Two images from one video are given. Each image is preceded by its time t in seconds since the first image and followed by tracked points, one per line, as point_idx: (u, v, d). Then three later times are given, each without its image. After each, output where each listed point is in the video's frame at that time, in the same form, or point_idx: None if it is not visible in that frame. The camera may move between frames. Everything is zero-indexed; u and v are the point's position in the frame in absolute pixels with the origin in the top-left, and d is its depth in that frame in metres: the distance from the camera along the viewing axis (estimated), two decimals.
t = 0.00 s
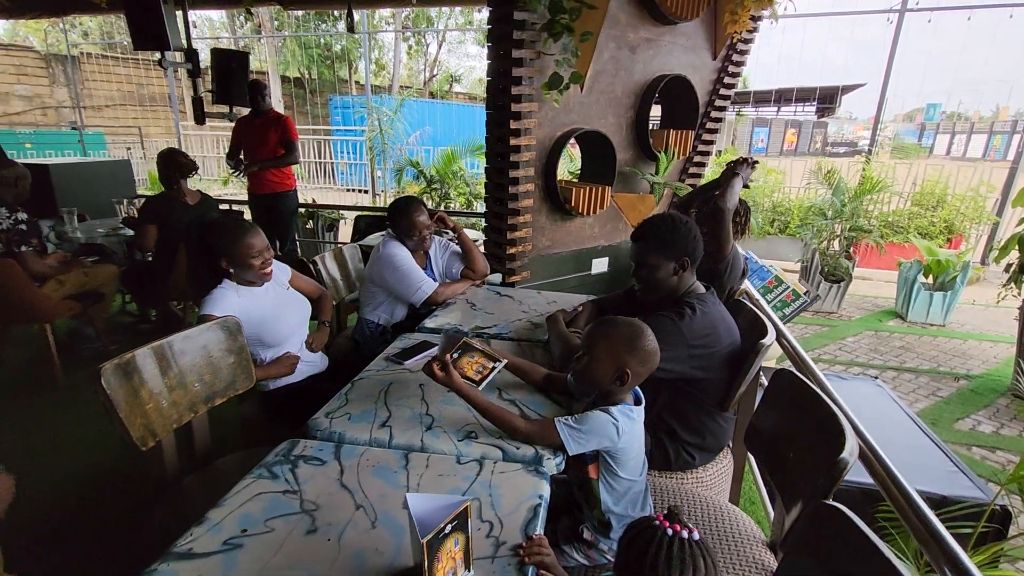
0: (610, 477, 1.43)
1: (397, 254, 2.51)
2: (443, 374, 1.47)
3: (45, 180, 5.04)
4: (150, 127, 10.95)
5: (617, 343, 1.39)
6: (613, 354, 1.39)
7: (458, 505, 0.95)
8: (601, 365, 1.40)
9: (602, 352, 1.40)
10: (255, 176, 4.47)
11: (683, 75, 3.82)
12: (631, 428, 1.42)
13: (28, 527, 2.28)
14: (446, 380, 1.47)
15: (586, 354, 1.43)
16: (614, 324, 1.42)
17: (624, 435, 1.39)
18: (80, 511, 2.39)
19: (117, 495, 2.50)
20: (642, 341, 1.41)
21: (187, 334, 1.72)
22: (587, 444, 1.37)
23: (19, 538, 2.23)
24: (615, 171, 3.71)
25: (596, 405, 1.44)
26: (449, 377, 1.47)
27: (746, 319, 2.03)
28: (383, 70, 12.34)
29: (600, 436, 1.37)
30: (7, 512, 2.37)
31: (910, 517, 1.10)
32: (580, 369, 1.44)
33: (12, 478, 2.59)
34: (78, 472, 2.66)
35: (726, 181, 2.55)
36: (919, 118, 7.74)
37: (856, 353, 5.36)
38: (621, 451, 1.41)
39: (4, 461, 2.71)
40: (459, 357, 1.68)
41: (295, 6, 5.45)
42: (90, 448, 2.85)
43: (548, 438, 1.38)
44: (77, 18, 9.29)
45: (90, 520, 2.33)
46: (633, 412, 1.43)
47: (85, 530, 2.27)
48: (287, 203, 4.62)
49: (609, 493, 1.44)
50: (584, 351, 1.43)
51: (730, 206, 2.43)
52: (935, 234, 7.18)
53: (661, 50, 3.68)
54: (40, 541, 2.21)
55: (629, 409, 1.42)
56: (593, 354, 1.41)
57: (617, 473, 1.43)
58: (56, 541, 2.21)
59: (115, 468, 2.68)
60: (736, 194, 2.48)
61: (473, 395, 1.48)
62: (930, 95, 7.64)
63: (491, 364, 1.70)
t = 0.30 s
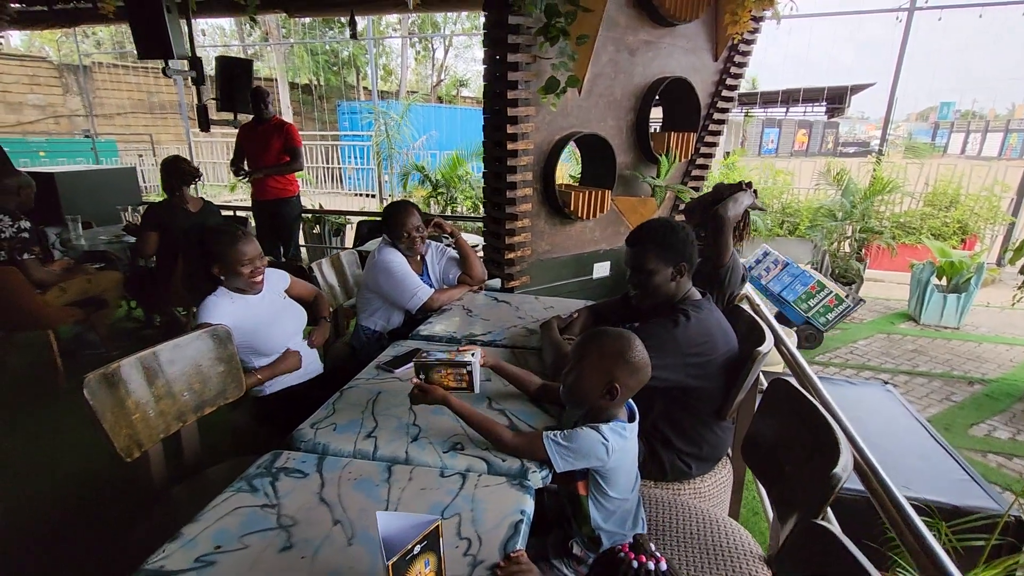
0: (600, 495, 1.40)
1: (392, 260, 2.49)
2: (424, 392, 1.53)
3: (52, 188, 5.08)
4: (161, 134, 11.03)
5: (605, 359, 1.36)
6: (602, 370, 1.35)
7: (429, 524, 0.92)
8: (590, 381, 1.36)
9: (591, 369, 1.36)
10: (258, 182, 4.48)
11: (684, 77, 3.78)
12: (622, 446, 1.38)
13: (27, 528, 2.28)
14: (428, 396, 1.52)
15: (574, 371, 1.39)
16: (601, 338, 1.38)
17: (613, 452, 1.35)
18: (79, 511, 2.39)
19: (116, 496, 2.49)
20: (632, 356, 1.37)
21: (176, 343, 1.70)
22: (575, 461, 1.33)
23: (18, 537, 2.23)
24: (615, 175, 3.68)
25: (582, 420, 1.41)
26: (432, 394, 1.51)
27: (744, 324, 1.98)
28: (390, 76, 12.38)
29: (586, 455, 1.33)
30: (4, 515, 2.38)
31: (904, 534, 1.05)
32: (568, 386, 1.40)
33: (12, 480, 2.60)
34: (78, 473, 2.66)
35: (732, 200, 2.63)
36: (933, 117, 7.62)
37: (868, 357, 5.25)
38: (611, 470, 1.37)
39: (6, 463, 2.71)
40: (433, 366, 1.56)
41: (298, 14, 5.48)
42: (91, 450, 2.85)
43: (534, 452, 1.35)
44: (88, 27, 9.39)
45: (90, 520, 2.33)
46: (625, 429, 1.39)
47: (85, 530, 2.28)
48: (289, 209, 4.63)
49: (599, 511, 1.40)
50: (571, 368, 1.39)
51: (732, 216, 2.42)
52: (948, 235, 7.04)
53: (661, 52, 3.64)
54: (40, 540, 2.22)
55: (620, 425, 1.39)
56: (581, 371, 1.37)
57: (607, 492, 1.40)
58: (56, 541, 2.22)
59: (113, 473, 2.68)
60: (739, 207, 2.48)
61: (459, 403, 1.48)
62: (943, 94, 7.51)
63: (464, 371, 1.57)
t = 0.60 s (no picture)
0: (590, 513, 1.34)
1: (387, 265, 2.45)
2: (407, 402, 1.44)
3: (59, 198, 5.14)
4: (172, 143, 11.14)
5: (599, 373, 1.30)
6: (596, 385, 1.30)
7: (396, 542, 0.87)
8: (582, 399, 1.30)
9: (582, 383, 1.30)
10: (260, 188, 4.48)
11: (685, 77, 3.72)
12: (612, 463, 1.32)
13: (25, 530, 2.29)
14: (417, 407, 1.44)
15: (564, 389, 1.31)
16: (592, 350, 1.32)
17: (603, 470, 1.30)
18: (78, 514, 2.39)
19: (113, 500, 2.49)
20: (621, 366, 1.33)
21: (159, 351, 1.67)
22: (562, 478, 1.28)
23: (16, 540, 2.23)
24: (616, 178, 3.63)
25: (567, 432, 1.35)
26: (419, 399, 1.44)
27: (744, 329, 1.92)
28: (398, 83, 12.43)
29: (574, 473, 1.28)
30: None
31: (905, 551, 0.98)
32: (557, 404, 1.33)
33: (13, 484, 2.61)
34: (72, 482, 2.64)
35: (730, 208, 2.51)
36: (948, 117, 7.55)
37: (881, 361, 5.13)
38: (602, 488, 1.32)
39: (8, 468, 2.72)
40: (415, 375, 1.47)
41: (301, 22, 5.50)
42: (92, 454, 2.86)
43: (520, 465, 1.29)
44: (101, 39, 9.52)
45: (82, 528, 2.31)
46: (615, 444, 1.33)
47: (76, 538, 2.25)
48: (291, 215, 4.62)
49: (590, 529, 1.34)
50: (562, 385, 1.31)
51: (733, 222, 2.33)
52: (963, 236, 6.87)
53: (661, 52, 3.59)
54: (30, 549, 2.19)
55: (612, 440, 1.33)
56: (572, 389, 1.30)
57: (598, 511, 1.34)
58: (50, 546, 2.21)
59: (108, 480, 2.66)
60: (740, 213, 2.38)
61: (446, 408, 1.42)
62: (957, 93, 7.39)
63: (447, 382, 1.46)
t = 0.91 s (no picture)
0: (593, 517, 1.32)
1: (389, 271, 2.44)
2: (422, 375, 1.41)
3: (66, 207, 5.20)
4: (181, 153, 11.25)
5: (618, 377, 1.30)
6: (616, 390, 1.30)
7: (391, 553, 0.85)
8: (602, 408, 1.29)
9: (603, 391, 1.28)
10: (265, 196, 4.50)
11: (688, 80, 3.70)
12: (617, 467, 1.29)
13: (28, 537, 2.29)
14: (431, 386, 1.41)
15: (586, 403, 1.27)
16: (606, 356, 1.30)
17: (609, 474, 1.27)
18: (81, 521, 2.39)
19: (116, 508, 2.48)
20: (630, 367, 1.34)
21: (159, 357, 1.67)
22: (568, 484, 1.26)
23: (19, 547, 2.23)
24: (619, 183, 3.61)
25: (579, 438, 1.32)
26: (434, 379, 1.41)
27: (749, 334, 1.89)
28: (404, 91, 12.50)
29: (580, 478, 1.25)
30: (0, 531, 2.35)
31: (917, 561, 0.95)
32: (574, 418, 1.30)
33: (18, 490, 2.61)
34: (76, 489, 2.63)
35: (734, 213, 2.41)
36: (956, 119, 7.48)
37: (891, 367, 5.06)
38: (606, 492, 1.29)
39: (13, 475, 2.73)
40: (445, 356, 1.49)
41: (307, 31, 5.54)
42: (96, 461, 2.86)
43: (522, 472, 1.27)
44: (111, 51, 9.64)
45: (85, 536, 2.30)
46: (619, 447, 1.31)
47: (79, 546, 2.23)
48: (296, 223, 4.62)
49: (590, 532, 1.32)
50: (581, 398, 1.27)
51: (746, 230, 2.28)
52: (974, 239, 6.78)
53: (664, 56, 3.57)
54: (32, 557, 2.18)
55: (616, 444, 1.31)
56: (594, 401, 1.27)
57: (601, 514, 1.32)
58: (51, 555, 2.19)
59: (113, 488, 2.64)
60: (752, 218, 2.33)
61: (460, 398, 1.38)
62: (965, 95, 7.35)
63: (474, 367, 1.49)
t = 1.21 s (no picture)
0: (605, 522, 1.33)
1: (399, 278, 2.46)
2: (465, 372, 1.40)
3: (76, 216, 5.25)
4: (187, 160, 11.32)
5: (627, 381, 1.32)
6: (625, 393, 1.31)
7: (413, 555, 0.87)
8: (612, 411, 1.30)
9: (611, 394, 1.29)
10: (272, 203, 4.53)
11: (691, 86, 3.73)
12: (629, 471, 1.31)
13: (42, 542, 2.31)
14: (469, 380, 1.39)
15: (594, 406, 1.30)
16: (613, 360, 1.32)
17: (621, 479, 1.29)
18: (94, 529, 2.40)
19: (128, 516, 2.49)
20: (638, 371, 1.36)
21: (175, 364, 1.69)
22: (580, 489, 1.27)
23: (33, 554, 2.25)
24: (624, 188, 3.64)
25: (590, 441, 1.34)
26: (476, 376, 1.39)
27: (756, 339, 1.90)
28: (406, 97, 12.56)
29: (592, 484, 1.27)
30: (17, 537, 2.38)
31: (929, 562, 0.97)
32: (583, 422, 1.32)
33: (30, 498, 2.63)
34: (90, 495, 2.66)
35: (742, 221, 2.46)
36: (959, 121, 7.45)
37: (897, 369, 5.07)
38: (618, 497, 1.31)
39: (25, 483, 2.75)
40: (493, 355, 1.47)
41: (312, 39, 5.59)
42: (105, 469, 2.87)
43: (535, 477, 1.28)
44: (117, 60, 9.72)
45: (100, 542, 2.32)
46: (631, 452, 1.33)
47: (94, 552, 2.26)
48: (302, 230, 4.65)
49: (602, 537, 1.34)
50: (590, 402, 1.30)
51: (754, 236, 2.27)
52: (979, 241, 6.78)
53: (666, 62, 3.60)
54: (49, 563, 2.21)
55: (628, 448, 1.33)
56: (603, 404, 1.29)
57: (613, 519, 1.33)
58: (67, 560, 2.22)
59: (127, 494, 2.67)
60: (760, 226, 2.34)
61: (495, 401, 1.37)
62: (968, 97, 7.36)
63: (516, 375, 1.46)
